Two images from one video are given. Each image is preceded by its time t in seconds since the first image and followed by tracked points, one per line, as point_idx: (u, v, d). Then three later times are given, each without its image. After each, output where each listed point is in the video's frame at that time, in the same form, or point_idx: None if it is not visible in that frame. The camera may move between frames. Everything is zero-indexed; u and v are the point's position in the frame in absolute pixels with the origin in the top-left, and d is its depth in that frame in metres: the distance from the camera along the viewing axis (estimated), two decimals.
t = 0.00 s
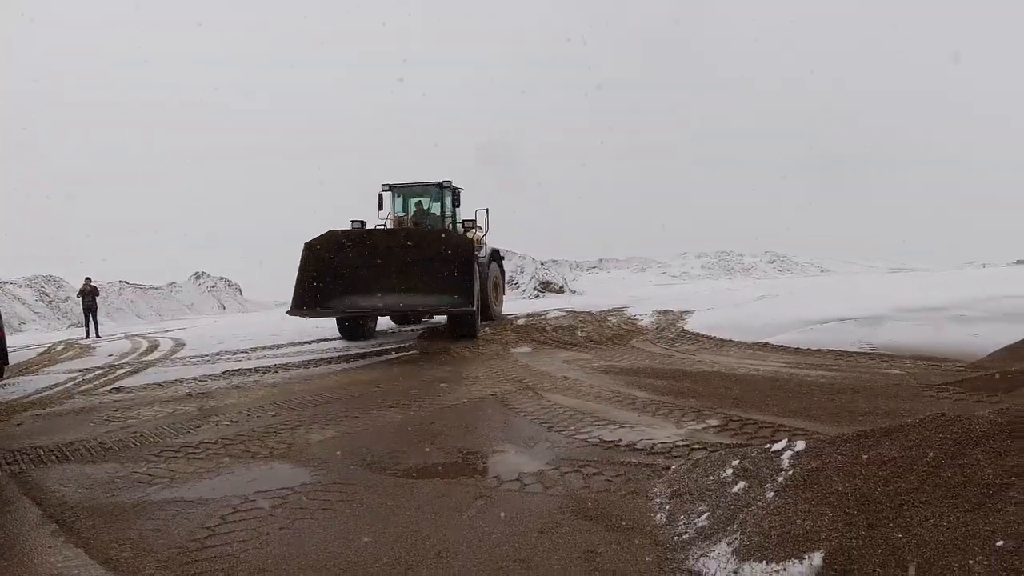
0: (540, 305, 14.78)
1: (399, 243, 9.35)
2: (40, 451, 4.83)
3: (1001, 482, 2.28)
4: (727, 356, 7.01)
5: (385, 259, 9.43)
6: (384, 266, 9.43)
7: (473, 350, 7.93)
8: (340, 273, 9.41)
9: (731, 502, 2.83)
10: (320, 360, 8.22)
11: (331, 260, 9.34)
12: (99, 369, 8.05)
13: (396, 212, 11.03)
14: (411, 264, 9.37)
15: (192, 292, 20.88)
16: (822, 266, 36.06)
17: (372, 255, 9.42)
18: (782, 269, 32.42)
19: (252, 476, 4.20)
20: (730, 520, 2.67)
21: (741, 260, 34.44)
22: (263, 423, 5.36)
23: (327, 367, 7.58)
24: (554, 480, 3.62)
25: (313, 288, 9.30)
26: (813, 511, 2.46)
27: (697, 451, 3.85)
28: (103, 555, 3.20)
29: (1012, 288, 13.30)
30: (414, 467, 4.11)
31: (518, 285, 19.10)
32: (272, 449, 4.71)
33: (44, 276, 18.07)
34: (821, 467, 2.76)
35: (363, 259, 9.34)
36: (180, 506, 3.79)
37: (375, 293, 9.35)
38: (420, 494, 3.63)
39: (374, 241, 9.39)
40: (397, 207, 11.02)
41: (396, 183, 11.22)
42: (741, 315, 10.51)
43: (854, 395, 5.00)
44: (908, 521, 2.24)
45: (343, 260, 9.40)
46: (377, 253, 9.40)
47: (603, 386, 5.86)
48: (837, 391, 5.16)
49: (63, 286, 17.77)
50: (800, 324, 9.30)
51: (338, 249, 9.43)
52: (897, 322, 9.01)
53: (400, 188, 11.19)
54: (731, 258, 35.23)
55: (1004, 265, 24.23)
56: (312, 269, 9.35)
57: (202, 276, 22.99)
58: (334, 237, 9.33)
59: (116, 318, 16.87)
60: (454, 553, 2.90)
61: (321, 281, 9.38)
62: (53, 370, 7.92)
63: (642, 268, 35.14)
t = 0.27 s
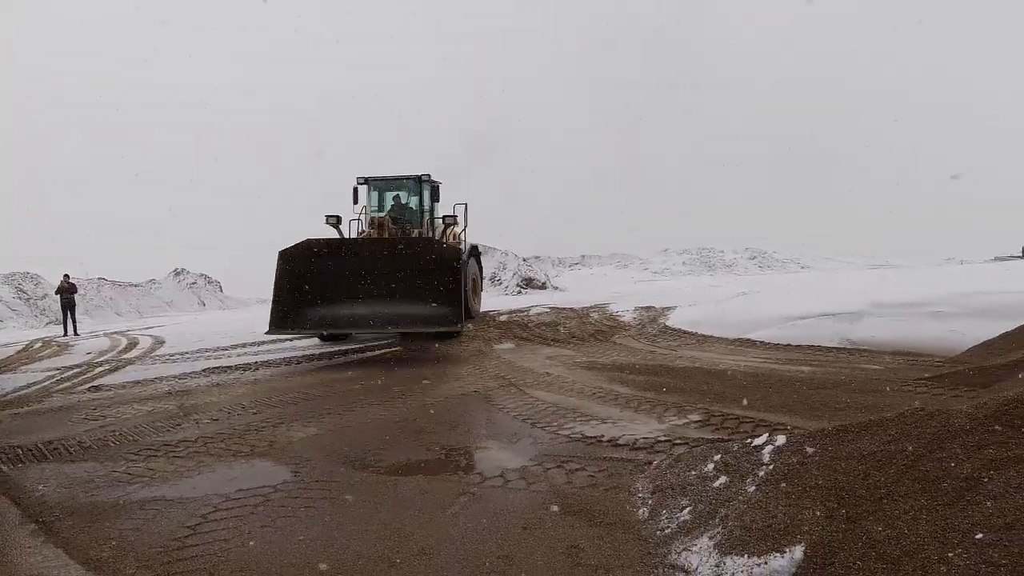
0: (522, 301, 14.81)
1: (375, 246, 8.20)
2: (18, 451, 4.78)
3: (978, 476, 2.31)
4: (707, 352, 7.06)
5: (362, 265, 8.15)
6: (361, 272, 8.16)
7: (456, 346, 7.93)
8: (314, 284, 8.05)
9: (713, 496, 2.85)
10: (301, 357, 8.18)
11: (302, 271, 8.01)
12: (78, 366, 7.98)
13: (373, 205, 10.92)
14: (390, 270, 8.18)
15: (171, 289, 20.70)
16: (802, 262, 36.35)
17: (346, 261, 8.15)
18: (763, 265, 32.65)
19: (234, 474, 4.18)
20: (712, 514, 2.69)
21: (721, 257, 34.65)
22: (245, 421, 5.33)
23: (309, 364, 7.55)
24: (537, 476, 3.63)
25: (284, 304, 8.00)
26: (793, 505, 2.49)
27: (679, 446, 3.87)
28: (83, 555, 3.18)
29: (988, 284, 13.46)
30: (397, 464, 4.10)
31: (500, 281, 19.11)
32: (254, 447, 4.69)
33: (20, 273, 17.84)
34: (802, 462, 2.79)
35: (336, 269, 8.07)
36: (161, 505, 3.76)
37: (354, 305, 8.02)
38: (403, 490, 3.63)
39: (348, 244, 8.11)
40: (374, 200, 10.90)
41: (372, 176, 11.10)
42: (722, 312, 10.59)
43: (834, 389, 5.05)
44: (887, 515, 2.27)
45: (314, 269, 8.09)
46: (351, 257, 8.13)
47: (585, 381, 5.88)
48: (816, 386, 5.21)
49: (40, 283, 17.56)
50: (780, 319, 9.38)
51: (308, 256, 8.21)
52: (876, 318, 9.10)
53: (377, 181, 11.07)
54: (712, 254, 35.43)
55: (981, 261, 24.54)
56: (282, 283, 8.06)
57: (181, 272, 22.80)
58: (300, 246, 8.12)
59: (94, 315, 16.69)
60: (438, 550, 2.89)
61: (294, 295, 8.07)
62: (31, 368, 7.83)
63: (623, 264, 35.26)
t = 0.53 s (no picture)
0: (513, 298, 14.80)
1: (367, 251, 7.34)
2: (6, 448, 4.74)
3: (969, 471, 2.32)
4: (698, 348, 7.07)
5: (356, 272, 7.38)
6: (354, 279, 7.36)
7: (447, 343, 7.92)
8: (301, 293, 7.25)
9: (704, 492, 2.85)
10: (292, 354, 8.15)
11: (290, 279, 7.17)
12: (66, 363, 7.93)
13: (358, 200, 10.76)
14: (385, 277, 7.35)
15: (161, 286, 20.60)
16: (792, 259, 36.49)
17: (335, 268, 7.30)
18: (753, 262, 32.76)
19: (225, 471, 4.16)
20: (704, 510, 2.70)
21: (712, 253, 34.75)
22: (235, 417, 5.31)
23: (299, 361, 7.53)
24: (528, 472, 3.63)
25: (271, 315, 7.22)
26: (785, 501, 2.49)
27: (670, 442, 3.88)
28: (72, 553, 3.16)
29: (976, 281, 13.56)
30: (388, 460, 4.09)
31: (491, 278, 19.09)
32: (243, 444, 4.68)
33: (7, 270, 17.71)
34: (793, 457, 2.79)
35: (328, 277, 7.22)
36: (151, 502, 3.74)
37: (350, 316, 7.25)
38: (395, 487, 3.63)
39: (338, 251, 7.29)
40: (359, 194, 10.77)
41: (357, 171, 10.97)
42: (713, 308, 10.62)
43: (824, 386, 5.07)
44: (878, 510, 2.27)
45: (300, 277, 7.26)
46: (343, 264, 7.31)
47: (577, 378, 5.88)
48: (807, 382, 5.23)
49: (28, 279, 17.44)
50: (770, 316, 9.42)
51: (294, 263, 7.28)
52: (865, 315, 9.15)
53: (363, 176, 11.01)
54: (702, 251, 35.51)
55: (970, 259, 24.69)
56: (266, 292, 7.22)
57: (171, 269, 22.68)
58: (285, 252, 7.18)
59: (82, 312, 16.59)
60: (430, 546, 2.88)
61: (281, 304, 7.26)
62: (19, 365, 7.78)
63: (614, 261, 35.32)
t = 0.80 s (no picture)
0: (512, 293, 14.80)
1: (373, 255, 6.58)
2: (6, 443, 4.74)
3: (971, 465, 2.32)
4: (698, 343, 7.08)
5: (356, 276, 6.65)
6: (358, 284, 6.68)
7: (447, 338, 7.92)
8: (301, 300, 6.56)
9: (705, 486, 2.85)
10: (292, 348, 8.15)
11: (288, 287, 6.46)
12: (66, 358, 7.92)
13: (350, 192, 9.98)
14: (392, 284, 6.66)
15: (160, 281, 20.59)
16: (791, 254, 36.51)
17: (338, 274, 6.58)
18: (753, 258, 32.75)
19: (225, 466, 4.16)
20: (705, 503, 2.70)
21: (711, 249, 34.76)
22: (236, 412, 5.30)
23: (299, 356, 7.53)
24: (529, 466, 3.63)
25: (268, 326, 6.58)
26: (786, 494, 2.49)
27: (671, 436, 3.88)
28: (74, 547, 3.16)
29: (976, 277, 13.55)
30: (389, 455, 4.09)
31: (491, 273, 19.09)
32: (244, 438, 4.68)
33: (7, 265, 17.70)
34: (795, 451, 2.79)
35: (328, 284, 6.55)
36: (151, 497, 3.74)
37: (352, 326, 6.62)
38: (396, 481, 3.62)
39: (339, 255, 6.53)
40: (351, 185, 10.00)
41: (347, 160, 10.20)
42: (712, 303, 10.62)
43: (824, 380, 5.07)
44: (880, 504, 2.27)
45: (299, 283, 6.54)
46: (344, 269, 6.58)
47: (577, 372, 5.87)
48: (807, 377, 5.23)
49: (27, 274, 17.43)
50: (770, 311, 9.42)
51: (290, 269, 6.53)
52: (865, 310, 9.16)
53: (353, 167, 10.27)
54: (701, 246, 35.51)
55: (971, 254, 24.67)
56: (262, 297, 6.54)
57: (170, 264, 22.67)
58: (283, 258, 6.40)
59: (81, 307, 16.58)
60: (432, 540, 2.89)
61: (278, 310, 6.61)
62: (19, 360, 7.78)
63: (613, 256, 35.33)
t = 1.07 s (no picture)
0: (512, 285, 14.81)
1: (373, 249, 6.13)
2: (7, 434, 4.75)
3: (969, 454, 2.33)
4: (697, 335, 7.09)
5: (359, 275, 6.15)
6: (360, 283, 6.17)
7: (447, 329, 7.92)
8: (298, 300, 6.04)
9: (704, 475, 2.86)
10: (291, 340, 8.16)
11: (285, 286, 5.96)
12: (66, 350, 7.93)
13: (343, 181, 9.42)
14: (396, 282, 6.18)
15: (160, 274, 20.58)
16: (791, 247, 36.54)
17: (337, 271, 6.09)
18: (752, 251, 32.75)
19: (225, 456, 4.17)
20: (704, 493, 2.71)
21: (710, 242, 34.76)
22: (235, 403, 5.31)
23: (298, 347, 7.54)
24: (529, 456, 3.64)
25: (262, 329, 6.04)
26: (785, 483, 2.50)
27: (670, 427, 3.89)
28: (76, 537, 3.17)
29: (976, 270, 13.55)
30: (389, 445, 4.11)
31: (490, 266, 19.11)
32: (244, 429, 4.69)
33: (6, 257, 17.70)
34: (794, 441, 2.80)
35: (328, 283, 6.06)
36: (152, 487, 3.76)
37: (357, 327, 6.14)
38: (396, 470, 3.64)
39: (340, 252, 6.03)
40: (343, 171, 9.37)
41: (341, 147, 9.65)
42: (713, 296, 10.63)
43: (822, 372, 5.08)
44: (878, 493, 2.28)
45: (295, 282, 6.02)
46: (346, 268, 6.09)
47: (576, 364, 5.89)
48: (806, 369, 5.24)
49: (26, 267, 17.44)
50: (769, 304, 9.44)
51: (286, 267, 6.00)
52: (864, 303, 9.17)
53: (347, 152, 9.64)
54: (701, 239, 35.52)
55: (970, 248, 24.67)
56: (255, 298, 6.01)
57: (170, 257, 22.66)
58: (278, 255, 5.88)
59: (81, 299, 16.59)
60: (432, 529, 2.90)
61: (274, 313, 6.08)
62: (19, 352, 7.79)
63: (613, 249, 35.34)
